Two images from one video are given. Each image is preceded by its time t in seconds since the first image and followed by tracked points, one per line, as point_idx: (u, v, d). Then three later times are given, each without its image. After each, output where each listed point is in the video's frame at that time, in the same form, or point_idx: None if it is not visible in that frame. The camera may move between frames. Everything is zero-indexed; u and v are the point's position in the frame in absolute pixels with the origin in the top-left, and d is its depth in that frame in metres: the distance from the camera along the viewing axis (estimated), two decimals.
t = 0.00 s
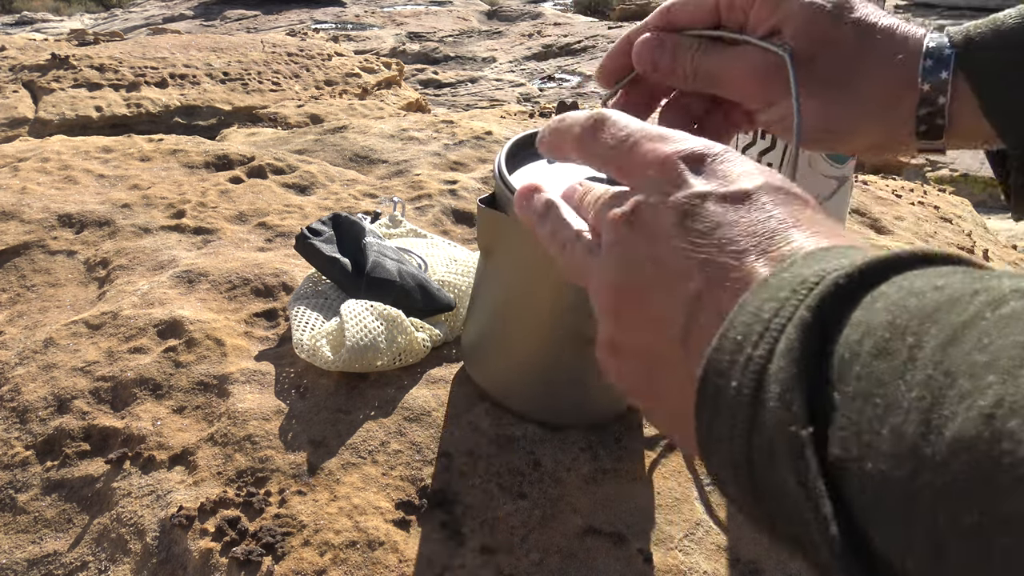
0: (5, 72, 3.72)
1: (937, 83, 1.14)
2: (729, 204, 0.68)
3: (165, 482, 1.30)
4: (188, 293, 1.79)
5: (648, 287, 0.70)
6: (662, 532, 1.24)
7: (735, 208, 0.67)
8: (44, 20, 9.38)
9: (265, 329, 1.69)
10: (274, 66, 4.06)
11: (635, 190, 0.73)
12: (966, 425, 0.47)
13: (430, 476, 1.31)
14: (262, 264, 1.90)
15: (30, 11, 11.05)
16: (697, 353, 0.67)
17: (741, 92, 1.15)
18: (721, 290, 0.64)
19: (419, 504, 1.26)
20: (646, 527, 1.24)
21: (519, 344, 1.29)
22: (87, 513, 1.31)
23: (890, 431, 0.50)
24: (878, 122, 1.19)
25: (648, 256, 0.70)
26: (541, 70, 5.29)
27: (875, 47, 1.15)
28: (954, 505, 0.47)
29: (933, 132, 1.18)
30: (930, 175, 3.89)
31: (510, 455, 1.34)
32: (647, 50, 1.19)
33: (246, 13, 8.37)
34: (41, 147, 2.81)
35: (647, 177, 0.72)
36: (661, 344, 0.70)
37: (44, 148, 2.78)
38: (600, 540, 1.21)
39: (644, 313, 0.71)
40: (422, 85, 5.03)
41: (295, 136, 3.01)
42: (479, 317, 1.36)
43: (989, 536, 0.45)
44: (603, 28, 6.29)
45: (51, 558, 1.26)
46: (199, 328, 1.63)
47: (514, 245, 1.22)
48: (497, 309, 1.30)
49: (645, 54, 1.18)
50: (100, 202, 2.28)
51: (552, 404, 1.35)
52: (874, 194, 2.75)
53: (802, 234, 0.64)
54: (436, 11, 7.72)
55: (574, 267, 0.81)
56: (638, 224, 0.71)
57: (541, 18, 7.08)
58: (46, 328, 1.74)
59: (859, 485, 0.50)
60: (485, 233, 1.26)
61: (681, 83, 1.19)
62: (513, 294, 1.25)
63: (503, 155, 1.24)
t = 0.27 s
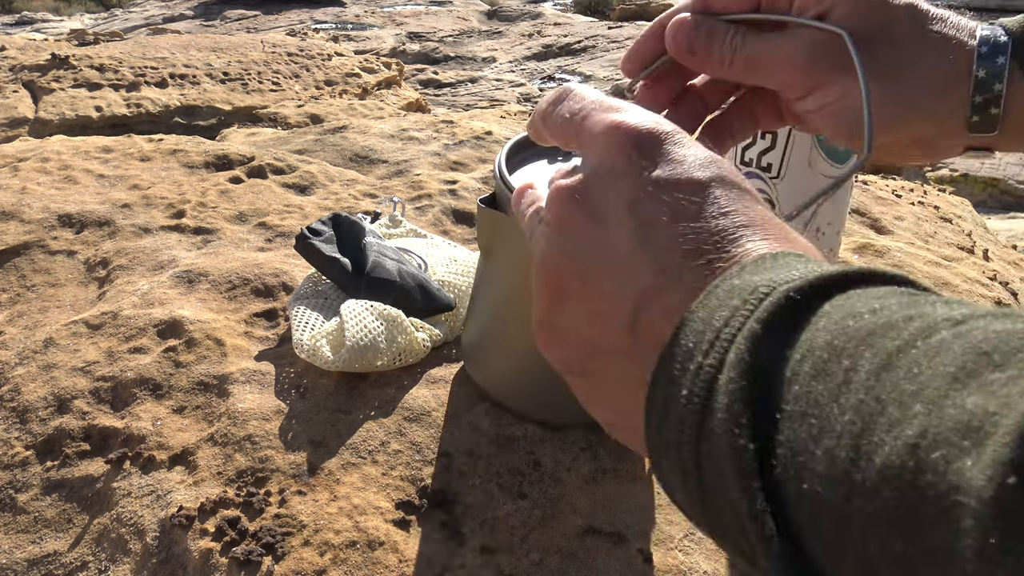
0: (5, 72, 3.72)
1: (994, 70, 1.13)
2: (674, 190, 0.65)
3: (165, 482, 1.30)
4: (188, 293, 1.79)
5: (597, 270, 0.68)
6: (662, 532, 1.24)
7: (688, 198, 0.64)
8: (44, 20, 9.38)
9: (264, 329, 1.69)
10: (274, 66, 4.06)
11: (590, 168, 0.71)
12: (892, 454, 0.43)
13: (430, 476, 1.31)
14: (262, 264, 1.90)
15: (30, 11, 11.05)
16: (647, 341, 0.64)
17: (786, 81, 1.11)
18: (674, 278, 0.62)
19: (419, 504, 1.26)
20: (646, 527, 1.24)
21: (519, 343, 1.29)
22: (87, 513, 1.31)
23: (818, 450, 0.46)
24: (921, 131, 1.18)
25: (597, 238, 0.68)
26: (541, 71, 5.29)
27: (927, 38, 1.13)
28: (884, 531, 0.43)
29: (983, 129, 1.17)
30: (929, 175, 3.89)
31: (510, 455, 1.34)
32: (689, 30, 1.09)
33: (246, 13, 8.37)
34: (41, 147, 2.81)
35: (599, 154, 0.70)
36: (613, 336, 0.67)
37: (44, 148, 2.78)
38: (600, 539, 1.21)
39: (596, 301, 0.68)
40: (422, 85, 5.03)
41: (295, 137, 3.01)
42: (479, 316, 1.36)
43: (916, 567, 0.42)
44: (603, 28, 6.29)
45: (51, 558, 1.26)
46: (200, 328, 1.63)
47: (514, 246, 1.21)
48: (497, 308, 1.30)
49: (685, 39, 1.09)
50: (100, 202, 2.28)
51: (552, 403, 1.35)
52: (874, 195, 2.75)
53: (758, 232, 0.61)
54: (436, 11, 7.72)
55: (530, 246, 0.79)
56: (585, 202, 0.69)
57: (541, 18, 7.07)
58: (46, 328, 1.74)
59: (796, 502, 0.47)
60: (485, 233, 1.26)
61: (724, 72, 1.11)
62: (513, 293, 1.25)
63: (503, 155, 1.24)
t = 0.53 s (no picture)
0: (5, 72, 3.72)
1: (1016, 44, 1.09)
2: (730, 249, 0.62)
3: (165, 482, 1.30)
4: (188, 293, 1.79)
5: (659, 347, 0.64)
6: (662, 532, 1.24)
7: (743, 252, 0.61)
8: (44, 20, 9.38)
9: (265, 329, 1.69)
10: (274, 66, 4.06)
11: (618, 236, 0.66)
12: None
13: (429, 476, 1.31)
14: (262, 264, 1.90)
15: (30, 11, 11.05)
16: (740, 419, 0.60)
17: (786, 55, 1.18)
18: (749, 347, 0.59)
19: (419, 504, 1.26)
20: (646, 527, 1.24)
21: (518, 345, 1.29)
22: (87, 513, 1.31)
23: (966, 489, 0.44)
24: (944, 92, 1.16)
25: (651, 310, 0.64)
26: (540, 70, 5.29)
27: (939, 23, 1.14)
28: None
29: (1005, 92, 1.12)
30: (929, 176, 3.89)
31: (511, 456, 1.34)
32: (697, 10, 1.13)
33: (246, 13, 8.37)
34: (41, 147, 2.81)
35: (624, 215, 0.66)
36: (690, 407, 0.64)
37: (44, 148, 2.78)
38: (600, 539, 1.22)
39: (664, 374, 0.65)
40: (422, 85, 5.03)
41: (295, 136, 3.01)
42: (479, 317, 1.36)
43: None
44: (603, 28, 6.29)
45: (51, 558, 1.26)
46: (200, 328, 1.63)
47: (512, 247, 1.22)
48: (496, 309, 1.30)
49: (692, 20, 1.14)
50: (100, 202, 2.28)
51: (551, 405, 1.35)
52: (874, 195, 2.75)
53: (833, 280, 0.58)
54: (436, 11, 7.72)
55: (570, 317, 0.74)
56: (626, 273, 0.65)
57: (542, 18, 7.08)
58: (46, 328, 1.74)
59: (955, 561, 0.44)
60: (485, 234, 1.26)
61: (729, 53, 1.16)
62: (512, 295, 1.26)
63: (502, 155, 1.24)
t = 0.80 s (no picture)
0: (5, 72, 3.72)
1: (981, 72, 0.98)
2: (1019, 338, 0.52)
3: (165, 482, 1.30)
4: (188, 293, 1.79)
5: (962, 464, 0.57)
6: (662, 532, 1.24)
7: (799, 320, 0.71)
8: (45, 20, 9.38)
9: (265, 329, 1.69)
10: (274, 66, 4.06)
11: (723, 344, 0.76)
12: None
13: (429, 476, 1.31)
14: (262, 264, 1.90)
15: (30, 11, 11.05)
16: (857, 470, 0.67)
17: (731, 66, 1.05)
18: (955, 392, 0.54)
19: (419, 504, 1.26)
20: (646, 527, 1.24)
21: (518, 345, 1.29)
22: (87, 513, 1.31)
23: None
24: (907, 119, 1.00)
25: (951, 433, 0.56)
26: (541, 70, 5.29)
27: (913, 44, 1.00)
28: None
29: (970, 126, 1.00)
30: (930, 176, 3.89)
31: (511, 456, 1.34)
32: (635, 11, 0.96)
33: (246, 13, 8.38)
34: (41, 147, 2.81)
35: (889, 335, 0.55)
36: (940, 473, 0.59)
37: (44, 148, 2.78)
38: (600, 539, 1.22)
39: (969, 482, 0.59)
40: (423, 86, 5.03)
41: (295, 137, 3.01)
42: (479, 318, 1.36)
43: None
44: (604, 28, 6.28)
45: (51, 558, 1.26)
46: (200, 328, 1.63)
47: (513, 246, 1.22)
48: (496, 309, 1.30)
49: (628, 28, 0.97)
50: (99, 201, 2.28)
51: (550, 405, 1.35)
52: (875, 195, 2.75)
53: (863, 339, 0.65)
54: (436, 11, 7.72)
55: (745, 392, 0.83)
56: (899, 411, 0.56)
57: (542, 18, 7.07)
58: (46, 328, 1.74)
59: None
60: (485, 233, 1.26)
61: (667, 61, 1.01)
62: (513, 294, 1.26)
63: (502, 154, 1.24)
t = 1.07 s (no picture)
0: (5, 72, 3.72)
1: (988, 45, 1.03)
2: (868, 385, 0.66)
3: (165, 482, 1.30)
4: (188, 293, 1.79)
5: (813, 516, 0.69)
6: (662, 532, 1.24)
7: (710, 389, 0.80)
8: (44, 20, 9.38)
9: (265, 329, 1.69)
10: (274, 66, 4.06)
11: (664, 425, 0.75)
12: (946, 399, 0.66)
13: (429, 476, 1.31)
14: (262, 264, 1.90)
15: (30, 11, 11.05)
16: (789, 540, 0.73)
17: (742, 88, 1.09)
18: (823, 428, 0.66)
19: (419, 504, 1.26)
20: (646, 527, 1.24)
21: (518, 346, 1.29)
22: (87, 513, 1.31)
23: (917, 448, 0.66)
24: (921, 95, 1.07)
25: (806, 483, 0.68)
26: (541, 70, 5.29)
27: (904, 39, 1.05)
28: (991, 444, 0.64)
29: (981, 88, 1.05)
30: (930, 176, 3.89)
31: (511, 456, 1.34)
32: (624, 97, 1.08)
33: (246, 13, 8.38)
34: (41, 147, 2.81)
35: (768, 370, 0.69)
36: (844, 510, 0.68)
37: (44, 148, 2.78)
38: (600, 539, 1.22)
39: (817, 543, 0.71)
40: (423, 85, 5.02)
41: (295, 136, 3.01)
42: (479, 318, 1.36)
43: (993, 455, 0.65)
44: (603, 28, 6.28)
45: (52, 559, 1.26)
46: (200, 328, 1.63)
47: (513, 247, 1.22)
48: (496, 309, 1.30)
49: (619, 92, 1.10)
50: (99, 201, 2.28)
51: (550, 406, 1.35)
52: (874, 195, 2.75)
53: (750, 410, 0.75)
54: (436, 11, 7.72)
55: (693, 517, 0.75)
56: (762, 459, 0.68)
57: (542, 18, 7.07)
58: (46, 328, 1.74)
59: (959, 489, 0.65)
60: (485, 233, 1.26)
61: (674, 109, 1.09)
62: (513, 294, 1.26)
63: (502, 154, 1.24)
